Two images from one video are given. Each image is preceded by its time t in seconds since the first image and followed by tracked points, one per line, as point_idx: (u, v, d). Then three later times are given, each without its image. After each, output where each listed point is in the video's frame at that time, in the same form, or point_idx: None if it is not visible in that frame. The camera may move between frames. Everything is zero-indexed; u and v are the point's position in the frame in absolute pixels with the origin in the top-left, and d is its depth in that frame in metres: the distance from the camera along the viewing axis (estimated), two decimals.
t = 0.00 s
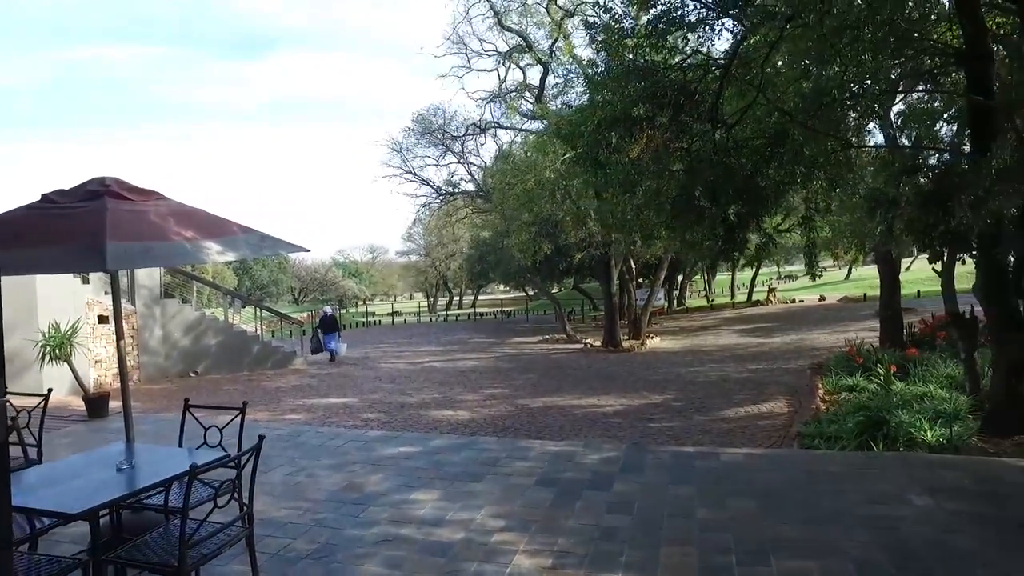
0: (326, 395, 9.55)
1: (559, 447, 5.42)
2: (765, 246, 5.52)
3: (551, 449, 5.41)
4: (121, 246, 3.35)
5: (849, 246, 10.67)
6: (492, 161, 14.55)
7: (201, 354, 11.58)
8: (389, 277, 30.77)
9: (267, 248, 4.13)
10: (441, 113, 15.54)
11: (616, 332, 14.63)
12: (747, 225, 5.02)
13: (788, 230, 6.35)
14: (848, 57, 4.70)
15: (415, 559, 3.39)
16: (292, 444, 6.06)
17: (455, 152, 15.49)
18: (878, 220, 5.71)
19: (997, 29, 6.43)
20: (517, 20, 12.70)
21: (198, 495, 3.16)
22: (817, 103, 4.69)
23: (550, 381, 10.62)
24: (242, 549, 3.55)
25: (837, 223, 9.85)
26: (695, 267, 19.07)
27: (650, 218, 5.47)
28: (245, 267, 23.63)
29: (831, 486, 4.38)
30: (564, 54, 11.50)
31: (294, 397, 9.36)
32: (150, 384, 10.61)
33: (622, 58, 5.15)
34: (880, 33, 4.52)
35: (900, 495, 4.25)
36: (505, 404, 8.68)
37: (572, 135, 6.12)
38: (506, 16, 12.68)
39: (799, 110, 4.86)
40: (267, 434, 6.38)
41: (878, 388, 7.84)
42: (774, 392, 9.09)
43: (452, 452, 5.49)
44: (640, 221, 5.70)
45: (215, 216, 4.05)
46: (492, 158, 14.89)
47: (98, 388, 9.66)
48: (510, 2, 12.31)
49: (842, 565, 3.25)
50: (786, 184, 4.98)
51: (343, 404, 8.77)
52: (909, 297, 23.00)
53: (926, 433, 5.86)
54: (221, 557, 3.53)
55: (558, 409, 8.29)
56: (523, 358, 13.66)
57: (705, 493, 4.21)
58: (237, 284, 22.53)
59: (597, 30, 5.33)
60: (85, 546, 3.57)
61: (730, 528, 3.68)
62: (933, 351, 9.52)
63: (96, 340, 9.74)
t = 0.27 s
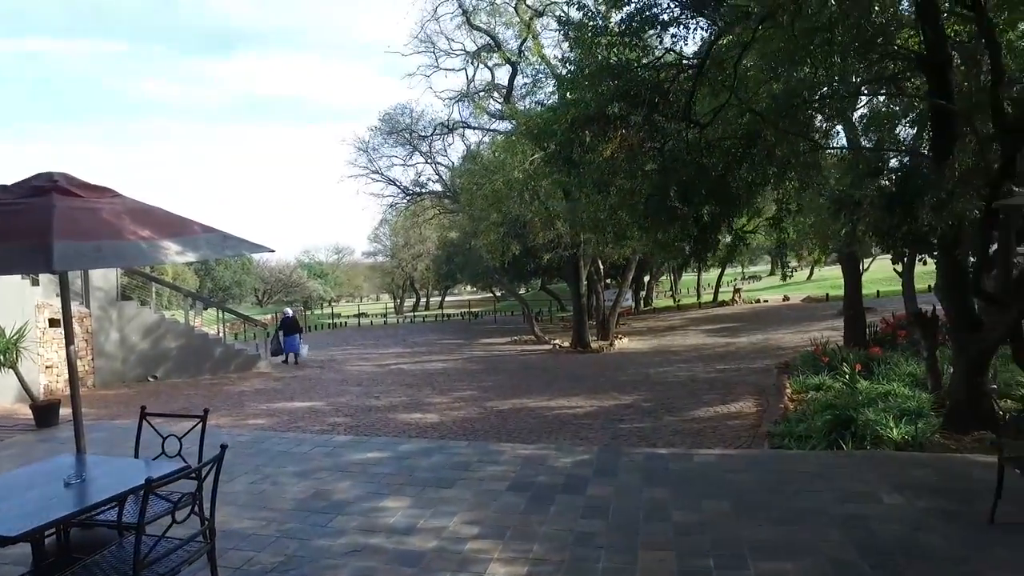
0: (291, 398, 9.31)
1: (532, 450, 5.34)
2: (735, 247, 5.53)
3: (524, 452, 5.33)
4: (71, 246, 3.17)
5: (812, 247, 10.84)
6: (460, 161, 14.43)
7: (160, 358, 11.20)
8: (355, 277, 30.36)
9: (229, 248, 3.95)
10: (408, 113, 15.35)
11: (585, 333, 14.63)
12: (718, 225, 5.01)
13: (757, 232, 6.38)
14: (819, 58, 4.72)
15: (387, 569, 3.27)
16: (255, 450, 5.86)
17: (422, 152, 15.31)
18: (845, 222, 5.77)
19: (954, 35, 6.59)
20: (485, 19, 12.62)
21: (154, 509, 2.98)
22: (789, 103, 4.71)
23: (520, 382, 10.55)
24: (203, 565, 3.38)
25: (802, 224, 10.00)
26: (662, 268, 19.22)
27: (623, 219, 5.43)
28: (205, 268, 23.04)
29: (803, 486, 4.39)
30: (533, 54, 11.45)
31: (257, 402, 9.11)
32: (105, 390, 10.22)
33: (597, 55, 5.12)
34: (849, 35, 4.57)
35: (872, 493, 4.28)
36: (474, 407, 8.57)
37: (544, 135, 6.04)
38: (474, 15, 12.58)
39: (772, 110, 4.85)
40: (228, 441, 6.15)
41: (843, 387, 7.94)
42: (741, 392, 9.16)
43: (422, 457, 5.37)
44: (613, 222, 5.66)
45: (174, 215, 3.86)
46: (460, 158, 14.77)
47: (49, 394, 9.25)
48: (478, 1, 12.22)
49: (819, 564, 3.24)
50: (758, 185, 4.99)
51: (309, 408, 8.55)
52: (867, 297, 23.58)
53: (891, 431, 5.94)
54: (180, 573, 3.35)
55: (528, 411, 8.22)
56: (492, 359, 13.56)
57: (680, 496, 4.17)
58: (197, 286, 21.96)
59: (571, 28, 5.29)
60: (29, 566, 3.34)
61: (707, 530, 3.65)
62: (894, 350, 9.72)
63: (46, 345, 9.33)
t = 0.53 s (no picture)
0: (262, 402, 9.10)
1: (512, 454, 5.27)
2: (712, 248, 5.53)
3: (503, 455, 5.25)
4: (25, 245, 3.03)
5: (785, 248, 10.95)
6: (435, 161, 14.30)
7: (126, 362, 10.86)
8: (328, 278, 29.97)
9: (199, 248, 3.80)
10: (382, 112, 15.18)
11: (560, 334, 14.61)
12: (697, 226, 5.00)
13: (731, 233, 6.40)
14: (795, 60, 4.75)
15: None
16: (225, 457, 5.69)
17: (396, 152, 15.15)
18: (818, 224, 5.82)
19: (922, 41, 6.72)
20: (460, 18, 12.53)
21: (118, 523, 2.84)
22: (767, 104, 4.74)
23: (496, 384, 10.47)
24: None
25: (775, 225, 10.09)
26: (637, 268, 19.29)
27: (602, 219, 5.40)
28: (173, 269, 22.53)
29: (784, 486, 4.39)
30: (508, 54, 11.39)
31: (227, 406, 8.88)
32: (68, 395, 9.87)
33: (576, 54, 5.09)
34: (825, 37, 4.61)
35: (851, 493, 4.30)
36: (450, 409, 8.47)
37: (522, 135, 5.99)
38: (449, 14, 12.47)
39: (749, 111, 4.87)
40: (197, 448, 5.96)
41: (817, 386, 8.02)
42: (717, 392, 9.20)
43: (399, 462, 5.26)
44: (593, 222, 5.61)
45: (140, 214, 3.69)
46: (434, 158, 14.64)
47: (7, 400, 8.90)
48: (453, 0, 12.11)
49: (803, 566, 3.23)
50: (734, 186, 5.01)
51: (281, 412, 8.36)
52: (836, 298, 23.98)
53: (866, 429, 6.00)
54: None
55: (505, 413, 8.14)
56: (467, 361, 13.46)
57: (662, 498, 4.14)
58: (165, 287, 21.46)
59: (549, 26, 5.25)
60: None
61: (690, 533, 3.61)
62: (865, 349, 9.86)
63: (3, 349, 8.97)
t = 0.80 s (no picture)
0: (232, 407, 8.85)
1: (491, 459, 5.16)
2: (692, 248, 5.48)
3: (481, 460, 5.14)
4: None
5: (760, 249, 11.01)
6: (409, 161, 14.13)
7: (89, 366, 10.50)
8: (300, 279, 29.54)
9: (165, 248, 3.60)
10: (355, 111, 14.96)
11: (536, 335, 14.54)
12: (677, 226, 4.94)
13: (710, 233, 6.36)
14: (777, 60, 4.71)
15: None
16: (193, 465, 5.48)
17: (370, 151, 14.94)
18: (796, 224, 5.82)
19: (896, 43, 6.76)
20: (435, 16, 12.37)
21: (75, 542, 2.67)
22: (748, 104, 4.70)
23: (472, 386, 10.35)
24: None
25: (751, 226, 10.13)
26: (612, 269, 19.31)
27: (581, 219, 5.32)
28: (141, 270, 21.99)
29: (767, 489, 4.35)
30: (484, 53, 11.29)
31: (196, 411, 8.62)
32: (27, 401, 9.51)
33: (556, 51, 4.99)
34: (806, 37, 4.57)
35: (834, 494, 4.27)
36: (426, 412, 8.32)
37: (500, 133, 5.88)
38: (424, 12, 12.31)
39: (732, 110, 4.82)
40: (164, 456, 5.74)
41: (794, 386, 8.05)
42: (694, 392, 9.21)
43: (375, 468, 5.11)
44: (572, 222, 5.53)
45: (102, 212, 3.50)
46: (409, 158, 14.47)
47: None
48: None
49: (789, 572, 3.18)
50: (715, 186, 4.95)
51: (252, 417, 8.14)
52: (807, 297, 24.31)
53: (844, 430, 6.02)
54: None
55: (482, 416, 8.02)
56: (443, 363, 13.31)
57: (645, 503, 4.07)
58: (131, 289, 20.93)
59: (529, 21, 5.15)
60: None
61: (674, 539, 3.55)
62: (839, 349, 9.95)
63: None
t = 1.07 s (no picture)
0: (207, 413, 8.63)
1: (474, 464, 5.06)
2: (676, 251, 5.43)
3: (465, 466, 5.04)
4: None
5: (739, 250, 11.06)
6: (388, 162, 13.97)
7: (57, 372, 10.18)
8: (276, 281, 29.13)
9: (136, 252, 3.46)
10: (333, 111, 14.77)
11: (517, 336, 14.45)
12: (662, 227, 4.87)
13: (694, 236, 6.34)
14: (761, 60, 4.70)
15: None
16: (166, 474, 5.30)
17: (348, 151, 14.75)
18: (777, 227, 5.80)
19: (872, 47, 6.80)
20: (414, 15, 12.25)
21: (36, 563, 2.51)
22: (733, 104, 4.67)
23: (453, 389, 10.24)
24: None
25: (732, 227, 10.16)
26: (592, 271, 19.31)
27: (567, 221, 5.27)
28: (112, 272, 21.51)
29: (754, 493, 4.31)
30: (463, 53, 11.19)
31: (169, 417, 8.39)
32: None
33: (543, 48, 4.96)
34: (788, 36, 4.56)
35: (820, 497, 4.25)
36: (406, 417, 8.19)
37: (482, 134, 5.81)
38: (403, 11, 12.18)
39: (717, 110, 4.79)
40: (135, 465, 5.55)
41: (775, 387, 8.05)
42: (676, 394, 9.19)
43: (355, 476, 4.98)
44: (557, 224, 5.47)
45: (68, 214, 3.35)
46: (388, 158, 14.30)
47: None
48: None
49: None
50: (700, 187, 4.91)
51: (227, 423, 7.94)
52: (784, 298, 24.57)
53: (827, 431, 5.95)
54: None
55: (464, 419, 7.92)
56: (423, 366, 13.16)
57: (633, 509, 4.00)
58: (102, 292, 20.45)
59: (513, 20, 5.10)
60: None
61: (664, 546, 3.48)
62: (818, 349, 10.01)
63: None
